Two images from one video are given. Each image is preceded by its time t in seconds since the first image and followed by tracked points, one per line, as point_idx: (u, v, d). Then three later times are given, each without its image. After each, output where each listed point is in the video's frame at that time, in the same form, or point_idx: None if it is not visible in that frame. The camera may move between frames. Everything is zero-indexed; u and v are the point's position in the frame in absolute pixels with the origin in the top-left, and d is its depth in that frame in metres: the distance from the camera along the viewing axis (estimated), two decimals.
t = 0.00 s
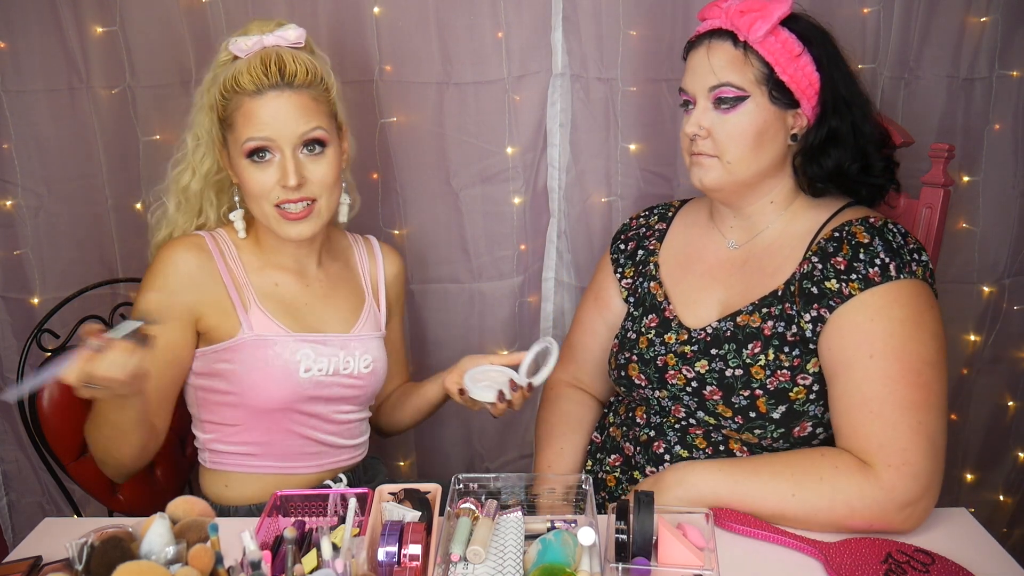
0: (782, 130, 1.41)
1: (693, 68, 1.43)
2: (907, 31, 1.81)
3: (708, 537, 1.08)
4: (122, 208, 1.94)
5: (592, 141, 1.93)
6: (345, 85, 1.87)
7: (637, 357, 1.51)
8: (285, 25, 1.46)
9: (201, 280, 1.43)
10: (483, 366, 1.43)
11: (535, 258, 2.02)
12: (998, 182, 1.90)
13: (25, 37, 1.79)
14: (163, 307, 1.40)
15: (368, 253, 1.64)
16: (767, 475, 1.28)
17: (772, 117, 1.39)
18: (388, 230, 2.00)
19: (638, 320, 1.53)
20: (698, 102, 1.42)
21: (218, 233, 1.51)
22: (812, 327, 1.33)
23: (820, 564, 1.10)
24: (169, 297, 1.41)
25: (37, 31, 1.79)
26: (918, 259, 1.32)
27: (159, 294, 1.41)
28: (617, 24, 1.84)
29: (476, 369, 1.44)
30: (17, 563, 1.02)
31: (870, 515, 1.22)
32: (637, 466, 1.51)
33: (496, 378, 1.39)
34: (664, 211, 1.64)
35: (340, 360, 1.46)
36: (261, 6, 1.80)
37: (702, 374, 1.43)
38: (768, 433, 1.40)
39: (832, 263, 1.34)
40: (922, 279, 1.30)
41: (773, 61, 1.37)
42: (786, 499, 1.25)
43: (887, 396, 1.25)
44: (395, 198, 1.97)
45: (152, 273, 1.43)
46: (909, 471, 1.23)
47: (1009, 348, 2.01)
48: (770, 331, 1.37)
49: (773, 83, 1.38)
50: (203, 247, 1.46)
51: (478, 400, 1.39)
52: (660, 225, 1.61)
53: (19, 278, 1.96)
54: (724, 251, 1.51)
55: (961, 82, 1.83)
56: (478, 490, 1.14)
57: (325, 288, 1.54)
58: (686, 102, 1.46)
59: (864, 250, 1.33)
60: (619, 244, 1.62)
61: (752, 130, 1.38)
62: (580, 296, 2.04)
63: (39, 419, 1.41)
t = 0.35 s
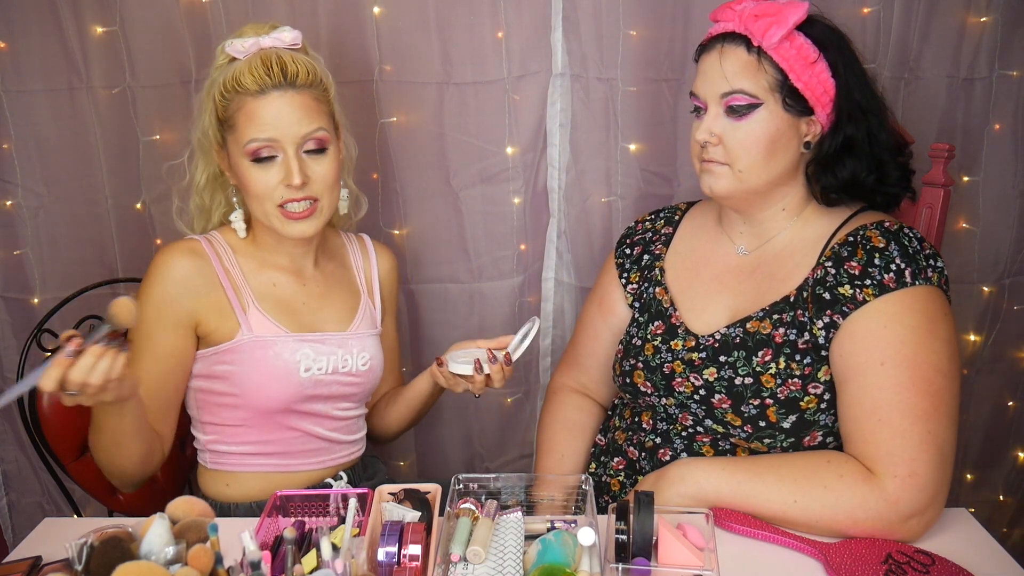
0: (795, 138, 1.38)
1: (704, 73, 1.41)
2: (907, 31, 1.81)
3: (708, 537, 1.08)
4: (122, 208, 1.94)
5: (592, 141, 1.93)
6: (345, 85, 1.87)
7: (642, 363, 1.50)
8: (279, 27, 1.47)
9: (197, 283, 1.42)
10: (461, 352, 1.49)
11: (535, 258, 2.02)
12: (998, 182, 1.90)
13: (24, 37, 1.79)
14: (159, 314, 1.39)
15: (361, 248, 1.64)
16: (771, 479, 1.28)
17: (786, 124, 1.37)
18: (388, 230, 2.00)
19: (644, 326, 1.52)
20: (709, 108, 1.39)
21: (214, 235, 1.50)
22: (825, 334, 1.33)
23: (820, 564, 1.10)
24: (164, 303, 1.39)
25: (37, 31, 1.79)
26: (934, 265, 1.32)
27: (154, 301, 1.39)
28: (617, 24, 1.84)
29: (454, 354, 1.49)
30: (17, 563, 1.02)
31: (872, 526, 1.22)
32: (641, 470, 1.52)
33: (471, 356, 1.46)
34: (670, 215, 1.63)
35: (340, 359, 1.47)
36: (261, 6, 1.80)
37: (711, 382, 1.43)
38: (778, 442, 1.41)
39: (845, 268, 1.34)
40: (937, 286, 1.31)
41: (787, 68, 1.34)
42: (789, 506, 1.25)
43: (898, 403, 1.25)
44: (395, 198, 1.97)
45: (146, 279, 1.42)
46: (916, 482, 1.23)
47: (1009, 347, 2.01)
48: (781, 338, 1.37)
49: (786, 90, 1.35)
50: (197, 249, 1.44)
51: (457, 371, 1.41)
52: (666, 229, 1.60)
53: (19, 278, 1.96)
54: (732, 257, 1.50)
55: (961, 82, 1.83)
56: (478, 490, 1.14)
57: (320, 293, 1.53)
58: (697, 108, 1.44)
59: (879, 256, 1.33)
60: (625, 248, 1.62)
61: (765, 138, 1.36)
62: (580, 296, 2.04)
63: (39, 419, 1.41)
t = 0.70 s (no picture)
0: (794, 144, 1.38)
1: (704, 77, 1.40)
2: (907, 31, 1.81)
3: (708, 537, 1.08)
4: (122, 207, 1.94)
5: (592, 141, 1.93)
6: (345, 85, 1.87)
7: (642, 363, 1.50)
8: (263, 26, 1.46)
9: (218, 310, 1.37)
10: (466, 368, 1.45)
11: (535, 258, 2.02)
12: (998, 182, 1.90)
13: (24, 36, 1.79)
14: (198, 350, 1.33)
15: (351, 249, 1.67)
16: (769, 478, 1.28)
17: (786, 131, 1.36)
18: (388, 230, 2.00)
19: (644, 326, 1.52)
20: (709, 114, 1.39)
21: (206, 256, 1.44)
22: (825, 334, 1.33)
23: (820, 564, 1.10)
24: (197, 339, 1.34)
25: (37, 31, 1.79)
26: (933, 265, 1.32)
27: (187, 339, 1.33)
28: (617, 24, 1.84)
29: (459, 374, 1.45)
30: (17, 563, 1.01)
31: (873, 525, 1.22)
32: (641, 468, 1.52)
33: (483, 377, 1.41)
34: (670, 215, 1.63)
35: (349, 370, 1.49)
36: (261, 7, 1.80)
37: (711, 382, 1.43)
38: (778, 442, 1.41)
39: (845, 269, 1.34)
40: (936, 286, 1.31)
41: (787, 75, 1.33)
42: (789, 505, 1.25)
43: (898, 403, 1.25)
44: (396, 199, 1.97)
45: (164, 317, 1.34)
46: (916, 481, 1.23)
47: (1009, 348, 2.01)
48: (781, 338, 1.37)
49: (786, 96, 1.34)
50: (209, 277, 1.39)
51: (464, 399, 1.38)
52: (666, 230, 1.60)
53: (19, 278, 1.96)
54: (732, 257, 1.50)
55: (961, 82, 1.83)
56: (477, 490, 1.14)
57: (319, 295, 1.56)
58: (697, 110, 1.44)
59: (879, 257, 1.33)
60: (625, 249, 1.61)
61: (764, 145, 1.35)
62: (580, 296, 2.04)
63: (40, 419, 1.41)
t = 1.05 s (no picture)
0: (788, 143, 1.37)
1: (699, 75, 1.40)
2: (907, 31, 1.81)
3: (708, 537, 1.08)
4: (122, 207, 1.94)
5: (592, 141, 1.93)
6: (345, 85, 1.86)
7: (640, 364, 1.51)
8: (276, 27, 1.40)
9: (228, 320, 1.36)
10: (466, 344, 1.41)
11: (535, 258, 2.02)
12: (998, 182, 1.90)
13: (24, 36, 1.79)
14: (212, 363, 1.33)
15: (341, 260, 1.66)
16: (767, 478, 1.29)
17: (779, 129, 1.36)
18: (388, 230, 2.00)
19: (641, 327, 1.53)
20: (704, 111, 1.39)
21: (204, 265, 1.40)
22: (821, 334, 1.33)
23: (820, 564, 1.10)
24: (210, 352, 1.33)
25: (37, 31, 1.79)
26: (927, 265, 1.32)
27: (200, 354, 1.32)
28: (617, 24, 1.84)
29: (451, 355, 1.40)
30: (18, 564, 1.01)
31: (873, 524, 1.22)
32: (640, 468, 1.53)
33: (487, 355, 1.39)
34: (666, 215, 1.63)
35: (351, 364, 1.53)
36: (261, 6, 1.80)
37: (707, 382, 1.43)
38: (775, 442, 1.41)
39: (840, 269, 1.33)
40: (932, 285, 1.31)
41: (781, 73, 1.33)
42: (788, 504, 1.25)
43: (895, 402, 1.25)
44: (395, 199, 1.97)
45: (175, 333, 1.32)
46: (916, 480, 1.23)
47: (1009, 348, 2.01)
48: (777, 338, 1.37)
49: (781, 94, 1.34)
50: (214, 288, 1.37)
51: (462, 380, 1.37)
52: (662, 230, 1.60)
53: (19, 278, 1.96)
54: (728, 257, 1.50)
55: (961, 82, 1.83)
56: (477, 490, 1.14)
57: (314, 293, 1.56)
58: (692, 108, 1.44)
59: (874, 257, 1.33)
60: (621, 250, 1.61)
61: (758, 143, 1.35)
62: (580, 296, 2.04)
63: (39, 419, 1.41)
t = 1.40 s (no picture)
0: (780, 146, 1.37)
1: (692, 77, 1.40)
2: (907, 31, 1.81)
3: (708, 537, 1.08)
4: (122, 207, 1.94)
5: (592, 141, 1.93)
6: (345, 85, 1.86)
7: (638, 367, 1.50)
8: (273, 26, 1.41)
9: (224, 313, 1.36)
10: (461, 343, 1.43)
11: (535, 258, 2.02)
12: (998, 182, 1.90)
13: (24, 36, 1.79)
14: (207, 356, 1.33)
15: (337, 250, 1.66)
16: (767, 480, 1.29)
17: (770, 132, 1.36)
18: (388, 230, 2.00)
19: (639, 329, 1.52)
20: (696, 113, 1.39)
21: (203, 258, 1.41)
22: (818, 336, 1.33)
23: (821, 564, 1.10)
24: (206, 345, 1.33)
25: (37, 31, 1.79)
26: (925, 264, 1.32)
27: (195, 346, 1.32)
28: (617, 24, 1.84)
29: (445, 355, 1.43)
30: (18, 563, 1.01)
31: (874, 525, 1.22)
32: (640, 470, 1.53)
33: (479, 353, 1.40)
34: (662, 217, 1.63)
35: (348, 363, 1.52)
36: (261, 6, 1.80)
37: (706, 385, 1.43)
38: (774, 443, 1.41)
39: (837, 270, 1.33)
40: (929, 284, 1.30)
41: (772, 76, 1.33)
42: (788, 505, 1.25)
43: (894, 403, 1.25)
44: (395, 199, 1.97)
45: (172, 325, 1.32)
46: (916, 480, 1.23)
47: (1009, 347, 2.01)
48: (775, 340, 1.37)
49: (772, 97, 1.34)
50: (212, 281, 1.37)
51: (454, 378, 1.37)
52: (659, 232, 1.60)
53: (19, 278, 1.96)
54: (725, 259, 1.50)
55: (961, 82, 1.83)
56: (477, 490, 1.14)
57: (314, 292, 1.56)
58: (685, 109, 1.44)
59: (871, 257, 1.32)
60: (618, 252, 1.61)
61: (749, 145, 1.35)
62: (580, 296, 2.04)
63: (39, 420, 1.41)
